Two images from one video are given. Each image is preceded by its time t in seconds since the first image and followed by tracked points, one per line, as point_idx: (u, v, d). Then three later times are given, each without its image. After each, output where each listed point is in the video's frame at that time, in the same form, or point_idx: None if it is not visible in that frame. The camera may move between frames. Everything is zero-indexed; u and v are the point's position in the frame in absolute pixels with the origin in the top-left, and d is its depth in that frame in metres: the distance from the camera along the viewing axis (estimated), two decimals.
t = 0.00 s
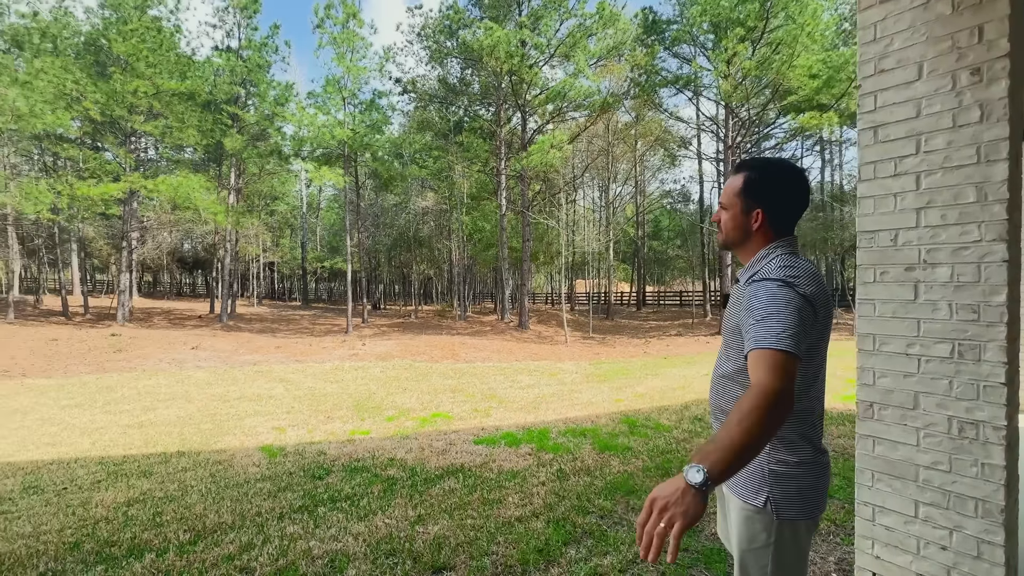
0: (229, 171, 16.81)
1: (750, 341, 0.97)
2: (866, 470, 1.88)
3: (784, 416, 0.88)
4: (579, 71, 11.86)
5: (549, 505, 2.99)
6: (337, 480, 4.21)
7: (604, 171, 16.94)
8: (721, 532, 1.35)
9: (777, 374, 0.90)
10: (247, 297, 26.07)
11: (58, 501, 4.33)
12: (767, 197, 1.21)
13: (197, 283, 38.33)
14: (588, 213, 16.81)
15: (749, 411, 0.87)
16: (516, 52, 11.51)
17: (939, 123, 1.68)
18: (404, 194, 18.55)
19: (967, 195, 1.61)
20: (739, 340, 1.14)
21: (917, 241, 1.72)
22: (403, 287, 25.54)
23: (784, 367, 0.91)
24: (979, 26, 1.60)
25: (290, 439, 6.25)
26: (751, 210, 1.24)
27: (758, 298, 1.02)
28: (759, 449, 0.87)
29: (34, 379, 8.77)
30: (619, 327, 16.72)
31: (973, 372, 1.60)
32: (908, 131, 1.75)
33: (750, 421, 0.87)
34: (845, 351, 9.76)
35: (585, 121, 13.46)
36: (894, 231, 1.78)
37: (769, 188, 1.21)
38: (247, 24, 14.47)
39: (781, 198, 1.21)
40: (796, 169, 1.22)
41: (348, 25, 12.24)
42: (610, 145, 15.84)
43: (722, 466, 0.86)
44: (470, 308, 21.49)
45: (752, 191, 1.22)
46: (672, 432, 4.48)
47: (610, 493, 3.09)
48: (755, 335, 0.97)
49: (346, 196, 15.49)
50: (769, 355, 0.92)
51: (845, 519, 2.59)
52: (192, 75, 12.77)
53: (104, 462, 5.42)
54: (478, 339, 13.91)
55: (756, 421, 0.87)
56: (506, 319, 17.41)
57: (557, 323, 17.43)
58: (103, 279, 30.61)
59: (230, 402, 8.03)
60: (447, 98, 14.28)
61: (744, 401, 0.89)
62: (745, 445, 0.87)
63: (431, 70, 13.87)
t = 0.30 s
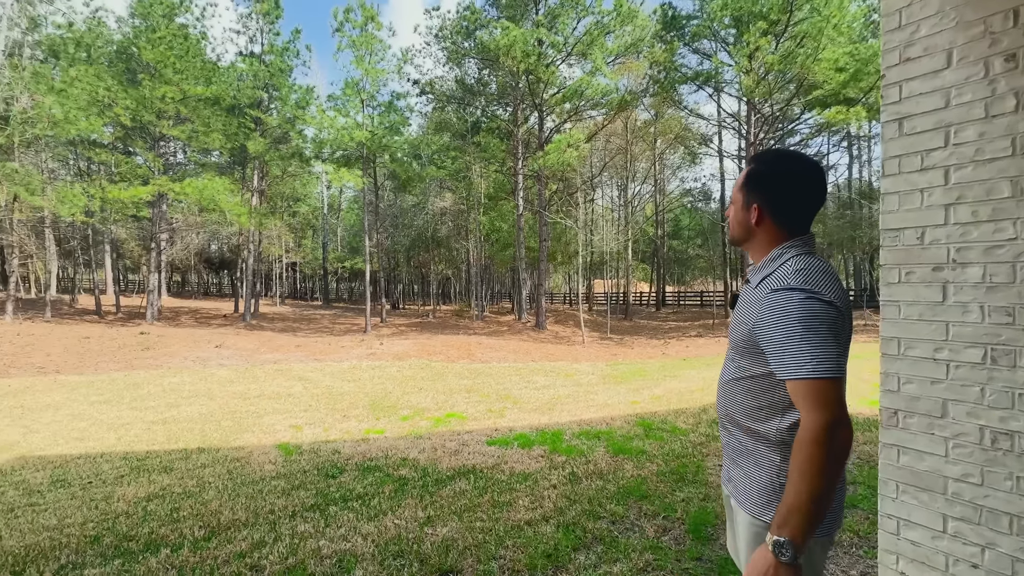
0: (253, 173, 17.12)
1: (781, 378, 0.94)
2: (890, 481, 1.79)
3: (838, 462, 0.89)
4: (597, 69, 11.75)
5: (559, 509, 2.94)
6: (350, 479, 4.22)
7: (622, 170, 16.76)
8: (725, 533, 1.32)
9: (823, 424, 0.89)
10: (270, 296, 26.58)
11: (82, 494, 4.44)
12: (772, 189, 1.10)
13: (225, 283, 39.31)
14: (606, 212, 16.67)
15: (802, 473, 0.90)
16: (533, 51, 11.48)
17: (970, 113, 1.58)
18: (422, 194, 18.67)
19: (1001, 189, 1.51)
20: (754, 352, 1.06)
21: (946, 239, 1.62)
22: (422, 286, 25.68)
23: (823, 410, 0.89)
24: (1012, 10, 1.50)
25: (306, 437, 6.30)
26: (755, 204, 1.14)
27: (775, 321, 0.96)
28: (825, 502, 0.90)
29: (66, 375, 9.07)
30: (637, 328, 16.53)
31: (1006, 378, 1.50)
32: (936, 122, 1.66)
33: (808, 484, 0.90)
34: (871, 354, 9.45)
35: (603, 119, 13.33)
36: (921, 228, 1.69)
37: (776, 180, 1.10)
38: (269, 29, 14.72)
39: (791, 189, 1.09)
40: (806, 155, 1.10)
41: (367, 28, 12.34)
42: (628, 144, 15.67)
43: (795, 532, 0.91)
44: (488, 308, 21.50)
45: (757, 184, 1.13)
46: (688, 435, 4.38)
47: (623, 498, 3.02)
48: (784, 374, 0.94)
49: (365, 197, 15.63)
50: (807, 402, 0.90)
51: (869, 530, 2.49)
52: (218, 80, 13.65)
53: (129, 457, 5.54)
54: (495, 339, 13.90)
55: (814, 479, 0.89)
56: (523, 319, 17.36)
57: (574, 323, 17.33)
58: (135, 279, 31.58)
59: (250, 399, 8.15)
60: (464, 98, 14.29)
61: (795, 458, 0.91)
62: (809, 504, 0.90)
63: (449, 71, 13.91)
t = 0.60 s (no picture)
0: (271, 175, 17.41)
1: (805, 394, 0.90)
2: (905, 487, 1.74)
3: (870, 483, 0.85)
4: (611, 67, 11.69)
5: (567, 510, 2.92)
6: (360, 477, 4.24)
7: (637, 169, 16.61)
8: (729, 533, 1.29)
9: (856, 450, 0.84)
10: (289, 295, 27.00)
11: (103, 488, 4.54)
12: (784, 188, 1.04)
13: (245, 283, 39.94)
14: (620, 212, 16.54)
15: (830, 494, 0.86)
16: (546, 50, 11.45)
17: (991, 105, 1.51)
18: (437, 195, 18.78)
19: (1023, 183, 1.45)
20: (768, 360, 1.01)
21: (966, 236, 1.56)
22: (437, 286, 25.80)
23: (853, 430, 0.85)
24: None
25: (320, 435, 6.35)
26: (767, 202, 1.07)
27: (797, 335, 0.91)
28: (854, 522, 0.87)
29: (91, 373, 9.32)
30: (652, 328, 16.36)
31: None
32: (953, 115, 1.60)
33: (836, 504, 0.86)
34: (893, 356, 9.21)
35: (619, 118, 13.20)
36: (938, 226, 1.63)
37: (788, 175, 1.03)
38: (286, 33, 14.89)
39: (806, 186, 1.02)
40: (822, 148, 1.03)
41: (381, 30, 12.42)
42: (644, 142, 15.55)
43: (821, 550, 0.88)
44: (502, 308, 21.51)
45: (770, 179, 1.06)
46: (701, 437, 4.31)
47: (632, 500, 2.98)
48: (810, 391, 0.89)
49: (381, 198, 15.76)
50: (836, 422, 0.86)
51: (887, 538, 2.42)
52: (237, 84, 13.64)
53: (148, 453, 5.66)
54: (508, 339, 13.90)
55: (845, 501, 0.86)
56: (537, 319, 17.32)
57: (588, 323, 17.23)
58: (159, 279, 32.33)
59: (267, 397, 8.26)
60: (478, 98, 14.31)
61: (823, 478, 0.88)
62: (837, 523, 0.87)
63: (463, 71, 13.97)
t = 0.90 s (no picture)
0: (285, 176, 17.62)
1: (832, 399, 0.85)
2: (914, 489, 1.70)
3: (901, 494, 0.82)
4: (622, 64, 11.63)
5: (572, 509, 2.91)
6: (369, 475, 4.27)
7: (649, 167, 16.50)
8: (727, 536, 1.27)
9: (887, 457, 0.81)
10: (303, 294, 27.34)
11: (119, 483, 4.63)
12: (821, 178, 1.00)
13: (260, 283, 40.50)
14: (632, 211, 16.44)
15: (862, 503, 0.82)
16: (556, 49, 11.44)
17: (1003, 98, 1.48)
18: (448, 194, 18.86)
19: None
20: (786, 360, 0.96)
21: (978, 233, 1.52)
22: (448, 286, 25.89)
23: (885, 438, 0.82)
24: None
25: (330, 433, 6.41)
26: (798, 191, 1.02)
27: (828, 334, 0.86)
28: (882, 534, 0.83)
29: (110, 370, 9.52)
30: (663, 328, 16.25)
31: None
32: (963, 109, 1.56)
33: (866, 514, 0.82)
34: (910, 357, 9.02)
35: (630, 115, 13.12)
36: (949, 223, 1.59)
37: (827, 165, 0.99)
38: (299, 35, 15.05)
39: (843, 180, 0.99)
40: (856, 143, 0.99)
41: (392, 31, 12.49)
42: (655, 140, 15.45)
43: (851, 562, 0.84)
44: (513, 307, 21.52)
45: (806, 169, 1.01)
46: (710, 438, 4.27)
47: (639, 500, 2.96)
48: (839, 393, 0.84)
49: (392, 198, 15.86)
50: (869, 428, 0.82)
51: (899, 542, 2.37)
52: (251, 87, 13.88)
53: (164, 449, 5.76)
54: (519, 339, 13.89)
55: (874, 513, 0.81)
56: (548, 318, 17.30)
57: (599, 323, 17.17)
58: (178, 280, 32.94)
59: (279, 395, 8.36)
60: (488, 98, 14.33)
61: (853, 486, 0.83)
62: (866, 535, 0.83)
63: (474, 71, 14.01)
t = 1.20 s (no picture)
0: (296, 177, 17.79)
1: (868, 397, 0.83)
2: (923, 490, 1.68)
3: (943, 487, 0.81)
4: (630, 62, 11.59)
5: (577, 508, 2.91)
6: (376, 472, 4.31)
7: (659, 165, 16.39)
8: (725, 542, 1.24)
9: (933, 452, 0.80)
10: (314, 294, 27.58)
11: (134, 479, 4.71)
12: (841, 175, 0.99)
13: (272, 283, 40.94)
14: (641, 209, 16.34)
15: (914, 503, 0.80)
16: (564, 47, 11.41)
17: (1010, 93, 1.46)
18: (457, 194, 18.92)
19: None
20: (811, 359, 0.93)
21: (986, 229, 1.50)
22: (457, 285, 25.94)
23: (925, 432, 0.81)
24: None
25: (339, 431, 6.47)
26: (820, 187, 1.00)
27: (869, 330, 0.83)
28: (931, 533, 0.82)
29: (126, 368, 9.69)
30: (673, 327, 16.15)
31: None
32: (971, 104, 1.54)
33: (916, 515, 0.81)
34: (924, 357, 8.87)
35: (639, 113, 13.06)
36: (955, 220, 1.57)
37: (845, 162, 0.99)
38: (310, 37, 15.19)
39: (857, 177, 0.99)
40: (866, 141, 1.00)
41: (401, 32, 12.54)
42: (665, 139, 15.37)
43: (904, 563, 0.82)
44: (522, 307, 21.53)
45: (824, 165, 1.00)
46: (717, 438, 4.25)
47: (645, 500, 2.95)
48: (876, 391, 0.83)
49: (401, 198, 15.95)
50: (913, 425, 0.81)
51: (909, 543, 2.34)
52: (263, 89, 14.06)
53: (177, 446, 5.85)
54: (527, 338, 13.89)
55: (920, 513, 0.80)
56: (557, 317, 17.28)
57: (608, 322, 17.10)
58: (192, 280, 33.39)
59: (290, 393, 8.44)
60: (497, 97, 14.36)
61: (902, 486, 0.82)
62: (917, 534, 0.81)
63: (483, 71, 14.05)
